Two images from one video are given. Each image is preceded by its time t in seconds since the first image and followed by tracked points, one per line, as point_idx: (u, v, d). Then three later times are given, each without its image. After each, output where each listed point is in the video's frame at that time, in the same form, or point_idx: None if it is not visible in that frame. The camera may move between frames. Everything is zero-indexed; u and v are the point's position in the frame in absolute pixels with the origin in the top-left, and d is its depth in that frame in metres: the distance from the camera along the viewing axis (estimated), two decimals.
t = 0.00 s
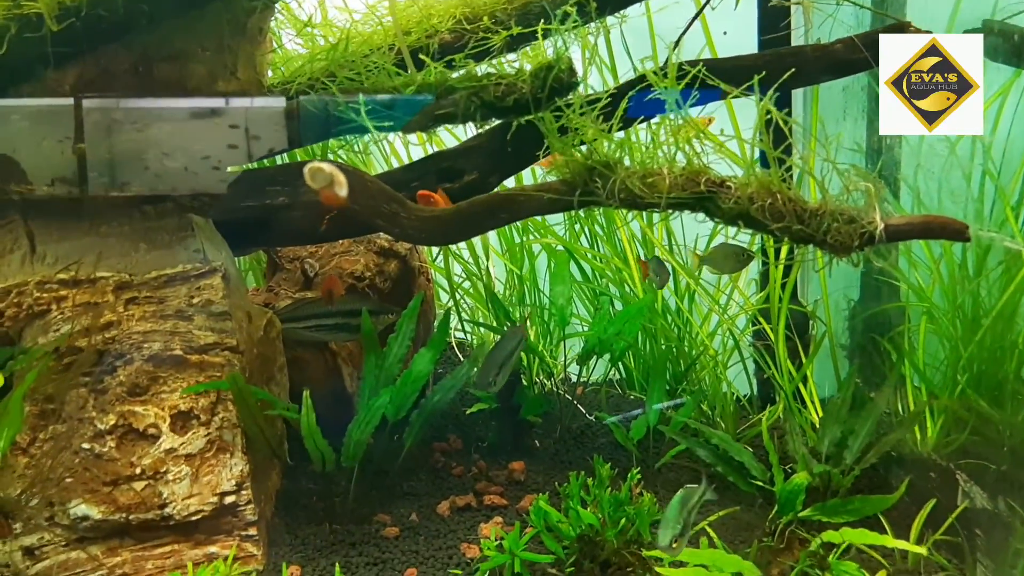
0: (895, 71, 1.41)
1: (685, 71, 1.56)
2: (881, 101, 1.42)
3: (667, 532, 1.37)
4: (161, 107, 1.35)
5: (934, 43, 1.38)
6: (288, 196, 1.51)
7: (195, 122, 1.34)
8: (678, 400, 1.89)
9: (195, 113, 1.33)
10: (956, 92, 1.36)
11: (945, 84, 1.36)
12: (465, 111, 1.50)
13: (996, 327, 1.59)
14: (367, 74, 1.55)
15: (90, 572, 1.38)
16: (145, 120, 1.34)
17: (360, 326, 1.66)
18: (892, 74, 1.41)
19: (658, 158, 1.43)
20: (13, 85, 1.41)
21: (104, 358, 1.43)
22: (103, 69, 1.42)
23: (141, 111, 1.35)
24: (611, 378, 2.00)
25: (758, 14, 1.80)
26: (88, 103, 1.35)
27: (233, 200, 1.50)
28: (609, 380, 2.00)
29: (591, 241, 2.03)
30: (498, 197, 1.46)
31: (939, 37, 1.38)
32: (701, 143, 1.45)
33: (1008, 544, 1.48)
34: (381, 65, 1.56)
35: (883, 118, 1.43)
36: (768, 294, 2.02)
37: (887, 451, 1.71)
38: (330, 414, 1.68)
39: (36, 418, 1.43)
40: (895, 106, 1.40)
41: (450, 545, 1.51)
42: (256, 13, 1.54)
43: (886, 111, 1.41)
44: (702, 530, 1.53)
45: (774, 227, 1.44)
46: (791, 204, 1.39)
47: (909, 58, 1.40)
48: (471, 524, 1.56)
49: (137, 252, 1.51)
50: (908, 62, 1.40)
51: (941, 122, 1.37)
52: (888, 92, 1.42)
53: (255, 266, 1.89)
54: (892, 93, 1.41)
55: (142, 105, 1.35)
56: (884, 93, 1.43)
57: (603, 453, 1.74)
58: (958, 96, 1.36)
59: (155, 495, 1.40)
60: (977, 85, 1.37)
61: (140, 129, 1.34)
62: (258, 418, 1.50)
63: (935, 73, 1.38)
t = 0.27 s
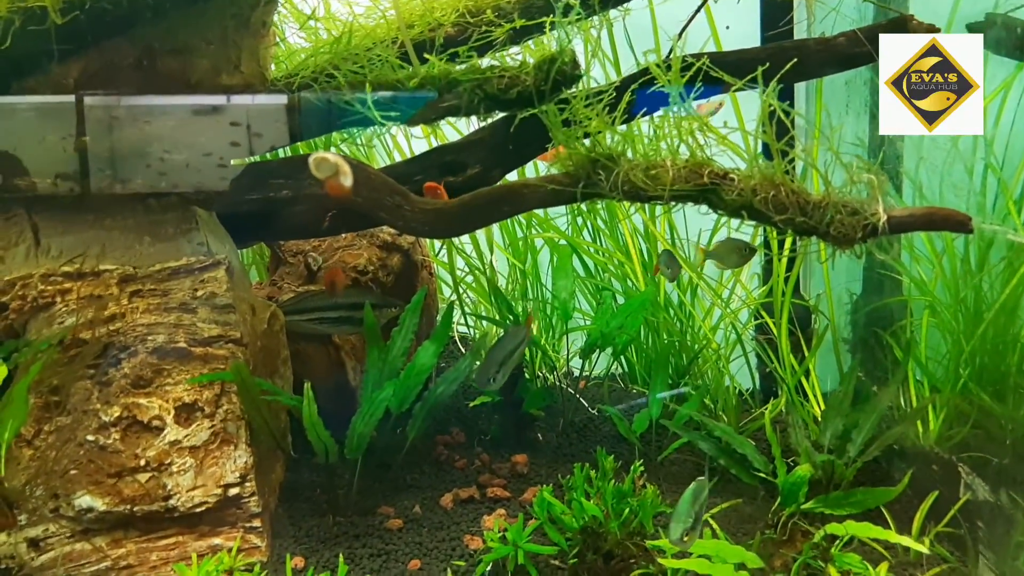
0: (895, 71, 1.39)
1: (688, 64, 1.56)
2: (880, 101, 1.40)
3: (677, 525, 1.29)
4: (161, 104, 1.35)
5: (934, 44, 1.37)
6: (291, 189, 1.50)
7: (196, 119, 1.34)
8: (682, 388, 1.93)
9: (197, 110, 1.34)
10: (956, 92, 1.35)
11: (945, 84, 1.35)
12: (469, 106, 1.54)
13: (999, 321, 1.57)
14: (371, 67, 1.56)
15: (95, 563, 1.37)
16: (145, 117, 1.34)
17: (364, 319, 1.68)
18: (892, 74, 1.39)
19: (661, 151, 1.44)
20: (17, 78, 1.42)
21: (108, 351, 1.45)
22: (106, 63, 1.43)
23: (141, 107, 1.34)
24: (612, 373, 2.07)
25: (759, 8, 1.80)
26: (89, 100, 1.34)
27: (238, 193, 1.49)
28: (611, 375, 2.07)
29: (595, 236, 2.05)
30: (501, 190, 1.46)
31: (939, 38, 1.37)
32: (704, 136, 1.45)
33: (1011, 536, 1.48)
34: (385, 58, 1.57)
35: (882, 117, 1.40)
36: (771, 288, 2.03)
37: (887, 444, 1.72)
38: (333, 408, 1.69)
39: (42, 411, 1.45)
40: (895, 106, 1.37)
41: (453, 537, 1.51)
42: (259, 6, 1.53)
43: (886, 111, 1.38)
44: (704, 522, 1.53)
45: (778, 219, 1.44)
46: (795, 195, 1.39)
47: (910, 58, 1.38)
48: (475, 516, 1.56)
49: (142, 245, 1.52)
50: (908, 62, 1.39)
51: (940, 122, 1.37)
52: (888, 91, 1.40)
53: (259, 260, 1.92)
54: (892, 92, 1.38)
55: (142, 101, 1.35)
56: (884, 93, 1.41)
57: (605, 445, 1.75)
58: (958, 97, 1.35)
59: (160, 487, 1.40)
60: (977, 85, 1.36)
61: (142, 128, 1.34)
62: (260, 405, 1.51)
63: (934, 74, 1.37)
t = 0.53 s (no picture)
0: (896, 72, 1.40)
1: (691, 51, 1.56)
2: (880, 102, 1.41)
3: (686, 511, 1.43)
4: (164, 102, 1.36)
5: (934, 43, 1.37)
6: (292, 175, 1.49)
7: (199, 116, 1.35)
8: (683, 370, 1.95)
9: (199, 106, 1.35)
10: (955, 92, 1.36)
11: (945, 84, 1.36)
12: (471, 92, 1.54)
13: (999, 311, 1.54)
14: (373, 54, 1.56)
15: (97, 551, 1.39)
16: (146, 114, 1.35)
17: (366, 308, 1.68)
18: (892, 74, 1.39)
19: (663, 137, 1.43)
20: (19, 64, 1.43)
21: (110, 339, 1.45)
22: (107, 51, 1.42)
23: (144, 105, 1.35)
24: (613, 364, 2.02)
25: None
26: (90, 97, 1.36)
27: (240, 177, 1.46)
28: (612, 366, 2.01)
29: (595, 226, 2.03)
30: (503, 177, 1.46)
31: (938, 38, 1.37)
32: (705, 122, 1.45)
33: (1013, 524, 1.47)
34: (386, 46, 1.57)
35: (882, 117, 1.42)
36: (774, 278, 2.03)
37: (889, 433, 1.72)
38: (335, 397, 1.68)
39: (43, 399, 1.46)
40: (895, 106, 1.39)
41: (455, 524, 1.52)
42: None
43: (887, 112, 1.40)
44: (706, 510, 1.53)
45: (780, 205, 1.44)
46: (796, 180, 1.40)
47: (909, 58, 1.38)
48: (477, 503, 1.58)
49: (142, 233, 1.51)
50: (908, 62, 1.38)
51: (940, 123, 1.38)
52: (888, 92, 1.40)
53: (260, 248, 1.90)
54: (892, 93, 1.39)
55: (145, 99, 1.36)
56: (884, 93, 1.41)
57: (606, 434, 1.74)
58: (957, 97, 1.36)
59: (161, 473, 1.41)
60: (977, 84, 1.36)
61: (142, 123, 1.35)
62: (264, 397, 1.49)
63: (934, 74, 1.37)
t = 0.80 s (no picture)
0: (896, 71, 1.36)
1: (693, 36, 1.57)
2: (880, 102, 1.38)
3: (693, 497, 1.45)
4: (164, 95, 1.38)
5: (934, 43, 1.34)
6: (294, 163, 1.50)
7: (199, 111, 1.39)
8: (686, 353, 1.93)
9: (199, 102, 1.38)
10: (956, 92, 1.33)
11: (945, 84, 1.33)
12: (473, 78, 1.58)
13: (1001, 303, 1.55)
14: (376, 41, 1.59)
15: (102, 538, 1.41)
16: (147, 109, 1.38)
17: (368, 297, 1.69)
18: (891, 75, 1.36)
19: (665, 123, 1.44)
20: (22, 52, 1.43)
21: (113, 327, 1.45)
22: (108, 40, 1.41)
23: (144, 99, 1.38)
24: (615, 353, 1.98)
25: None
26: (94, 92, 1.39)
27: (242, 166, 1.46)
28: (614, 355, 1.99)
29: (597, 217, 2.02)
30: (503, 165, 1.47)
31: (939, 37, 1.33)
32: (706, 109, 1.45)
33: (1013, 511, 1.48)
34: (389, 35, 1.61)
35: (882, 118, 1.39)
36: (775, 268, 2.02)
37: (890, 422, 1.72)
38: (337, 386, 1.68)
39: (46, 386, 1.45)
40: (895, 106, 1.36)
41: (458, 512, 1.53)
42: None
43: (886, 113, 1.37)
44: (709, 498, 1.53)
45: (781, 191, 1.45)
46: (798, 166, 1.41)
47: (909, 58, 1.34)
48: (479, 492, 1.59)
49: (145, 221, 1.52)
50: (908, 62, 1.34)
51: (940, 123, 1.35)
52: (888, 93, 1.37)
53: (263, 237, 1.86)
54: (891, 93, 1.37)
55: (145, 93, 1.38)
56: (884, 93, 1.38)
57: (608, 423, 1.74)
58: (958, 97, 1.33)
59: (165, 461, 1.42)
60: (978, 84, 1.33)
61: (146, 118, 1.38)
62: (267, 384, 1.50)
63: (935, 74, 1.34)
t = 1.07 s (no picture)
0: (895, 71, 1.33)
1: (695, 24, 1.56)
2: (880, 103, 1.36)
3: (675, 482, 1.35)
4: (165, 90, 1.38)
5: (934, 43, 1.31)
6: (296, 153, 1.51)
7: (202, 106, 1.37)
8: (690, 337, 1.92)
9: (201, 97, 1.37)
10: (956, 92, 1.31)
11: (945, 84, 1.31)
12: (474, 66, 1.59)
13: (1003, 294, 1.53)
14: (379, 30, 1.59)
15: (104, 526, 1.41)
16: (149, 104, 1.38)
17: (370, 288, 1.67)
18: (891, 75, 1.33)
19: (666, 112, 1.45)
20: (24, 41, 1.43)
21: (116, 316, 1.46)
22: (112, 29, 1.43)
23: (145, 94, 1.38)
24: (615, 342, 1.90)
25: None
26: (96, 88, 1.39)
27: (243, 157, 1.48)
28: (615, 346, 1.91)
29: (598, 207, 2.01)
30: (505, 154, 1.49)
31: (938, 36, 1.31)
32: (706, 98, 1.46)
33: (1014, 499, 1.47)
34: (391, 23, 1.60)
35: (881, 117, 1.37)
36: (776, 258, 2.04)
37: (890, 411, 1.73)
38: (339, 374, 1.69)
39: (51, 374, 1.47)
40: (895, 106, 1.35)
41: (460, 500, 1.54)
42: None
43: (886, 113, 1.36)
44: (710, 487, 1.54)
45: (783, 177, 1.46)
46: (799, 153, 1.42)
47: (909, 58, 1.31)
48: (480, 481, 1.60)
49: (148, 211, 1.52)
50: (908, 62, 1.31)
51: (940, 123, 1.33)
52: (888, 93, 1.35)
53: (262, 228, 1.83)
54: (891, 94, 1.35)
55: (146, 87, 1.38)
56: (884, 92, 1.36)
57: (612, 410, 1.77)
58: (957, 97, 1.32)
59: (168, 450, 1.41)
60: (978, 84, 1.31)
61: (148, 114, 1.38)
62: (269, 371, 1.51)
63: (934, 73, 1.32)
